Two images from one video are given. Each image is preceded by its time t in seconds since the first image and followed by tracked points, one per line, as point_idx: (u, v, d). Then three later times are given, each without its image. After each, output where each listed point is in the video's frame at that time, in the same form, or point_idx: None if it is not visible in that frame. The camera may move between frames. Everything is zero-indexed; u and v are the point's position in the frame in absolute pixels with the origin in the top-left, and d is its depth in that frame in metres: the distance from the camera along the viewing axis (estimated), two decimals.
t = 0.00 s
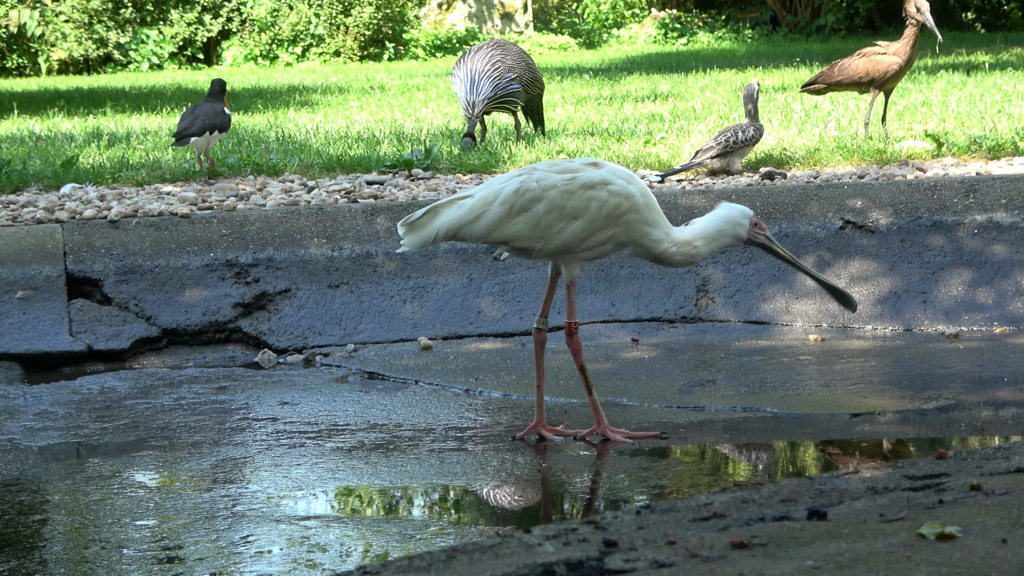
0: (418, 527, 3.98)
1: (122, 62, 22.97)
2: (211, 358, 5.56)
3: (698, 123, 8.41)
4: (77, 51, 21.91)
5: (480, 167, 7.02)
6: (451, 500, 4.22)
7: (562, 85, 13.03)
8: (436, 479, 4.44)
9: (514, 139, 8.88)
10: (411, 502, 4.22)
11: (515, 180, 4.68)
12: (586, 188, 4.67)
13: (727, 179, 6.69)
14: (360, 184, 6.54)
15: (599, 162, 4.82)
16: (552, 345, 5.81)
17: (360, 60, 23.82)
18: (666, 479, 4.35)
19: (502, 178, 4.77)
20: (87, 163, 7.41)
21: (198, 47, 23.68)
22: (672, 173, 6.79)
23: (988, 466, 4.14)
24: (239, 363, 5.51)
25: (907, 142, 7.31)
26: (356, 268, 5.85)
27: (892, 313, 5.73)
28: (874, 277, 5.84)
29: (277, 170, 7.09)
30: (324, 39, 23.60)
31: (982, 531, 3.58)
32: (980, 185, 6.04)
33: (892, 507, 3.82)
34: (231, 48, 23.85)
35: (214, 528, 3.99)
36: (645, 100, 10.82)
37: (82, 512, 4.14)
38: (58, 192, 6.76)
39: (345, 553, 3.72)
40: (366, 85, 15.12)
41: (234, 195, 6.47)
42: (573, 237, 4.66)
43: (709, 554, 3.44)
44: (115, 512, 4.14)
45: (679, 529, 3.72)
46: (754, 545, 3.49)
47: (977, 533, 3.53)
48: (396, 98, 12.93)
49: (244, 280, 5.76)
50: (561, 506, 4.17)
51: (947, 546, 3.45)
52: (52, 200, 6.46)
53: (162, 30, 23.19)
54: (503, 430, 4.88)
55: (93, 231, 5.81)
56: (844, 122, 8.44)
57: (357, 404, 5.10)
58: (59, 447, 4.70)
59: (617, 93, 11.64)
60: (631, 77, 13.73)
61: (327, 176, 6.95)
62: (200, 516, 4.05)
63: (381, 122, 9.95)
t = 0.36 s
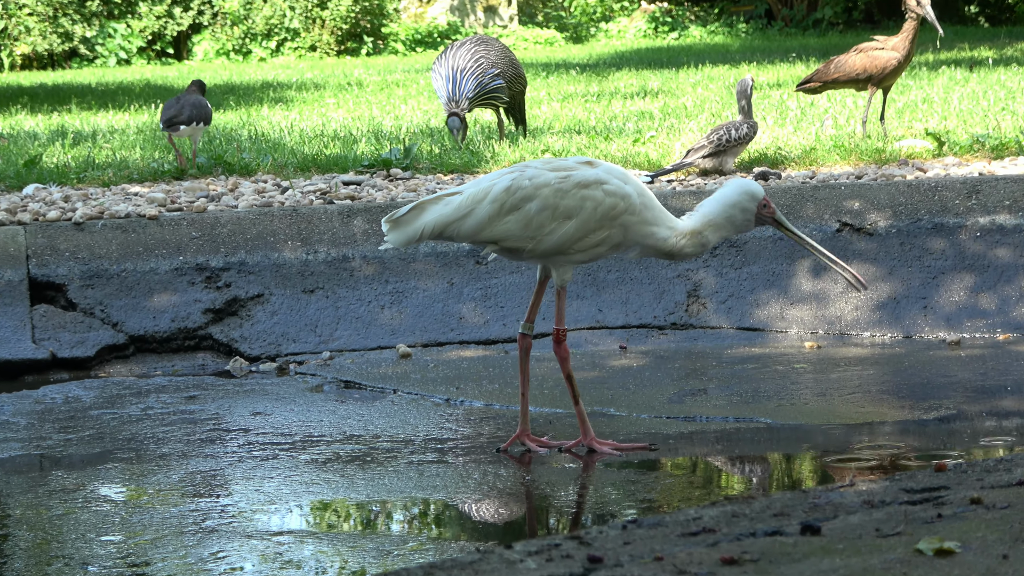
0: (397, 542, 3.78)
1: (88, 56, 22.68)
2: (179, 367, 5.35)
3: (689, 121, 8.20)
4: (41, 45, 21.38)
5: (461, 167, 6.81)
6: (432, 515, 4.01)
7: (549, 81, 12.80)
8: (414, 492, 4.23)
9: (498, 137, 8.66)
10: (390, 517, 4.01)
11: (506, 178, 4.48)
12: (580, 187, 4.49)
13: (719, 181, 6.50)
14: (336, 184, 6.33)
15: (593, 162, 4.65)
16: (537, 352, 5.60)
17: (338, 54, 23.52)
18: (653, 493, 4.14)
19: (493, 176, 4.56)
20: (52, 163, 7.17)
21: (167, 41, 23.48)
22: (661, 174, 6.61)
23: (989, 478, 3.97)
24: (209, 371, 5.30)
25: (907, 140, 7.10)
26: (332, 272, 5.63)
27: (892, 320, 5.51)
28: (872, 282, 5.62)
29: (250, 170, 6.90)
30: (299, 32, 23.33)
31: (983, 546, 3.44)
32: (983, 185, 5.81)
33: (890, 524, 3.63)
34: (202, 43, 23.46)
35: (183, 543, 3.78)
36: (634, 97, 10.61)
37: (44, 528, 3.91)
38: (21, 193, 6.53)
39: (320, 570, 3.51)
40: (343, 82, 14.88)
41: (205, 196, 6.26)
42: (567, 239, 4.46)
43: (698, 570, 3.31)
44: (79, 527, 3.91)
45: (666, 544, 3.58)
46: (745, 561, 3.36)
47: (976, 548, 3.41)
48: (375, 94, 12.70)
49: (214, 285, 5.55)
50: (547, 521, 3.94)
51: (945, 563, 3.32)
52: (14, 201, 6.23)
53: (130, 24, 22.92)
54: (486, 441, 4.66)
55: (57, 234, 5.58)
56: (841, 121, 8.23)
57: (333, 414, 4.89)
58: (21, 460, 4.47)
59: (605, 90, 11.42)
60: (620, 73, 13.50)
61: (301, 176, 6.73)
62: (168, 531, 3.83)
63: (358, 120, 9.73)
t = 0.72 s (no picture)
0: (376, 551, 3.61)
1: (55, 50, 21.83)
2: (151, 370, 5.19)
3: (678, 115, 8.03)
4: (6, 40, 20.62)
5: (442, 163, 6.65)
6: (413, 524, 3.84)
7: (534, 74, 12.61)
8: (394, 499, 4.06)
9: (481, 132, 8.48)
10: (370, 526, 3.84)
11: (503, 173, 4.32)
12: (580, 183, 4.33)
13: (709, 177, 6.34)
14: (313, 181, 6.21)
15: (595, 156, 4.48)
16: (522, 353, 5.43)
17: (312, 46, 23.21)
18: (641, 499, 3.98)
19: (491, 170, 4.41)
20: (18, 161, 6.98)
21: (137, 33, 22.88)
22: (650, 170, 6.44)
23: (988, 483, 3.83)
24: (181, 375, 5.13)
25: (904, 135, 6.94)
26: (309, 272, 5.47)
27: (888, 320, 5.34)
28: (868, 281, 5.44)
29: (223, 167, 6.75)
30: (274, 24, 22.96)
31: (982, 553, 3.30)
32: (982, 181, 5.68)
33: (886, 531, 3.49)
34: (174, 34, 22.97)
35: (155, 552, 3.61)
36: (621, 91, 10.44)
37: (10, 538, 3.74)
38: None
39: None
40: (320, 75, 14.65)
41: (177, 193, 6.13)
42: (566, 237, 4.32)
43: None
44: (46, 536, 3.74)
45: (654, 552, 3.43)
46: (736, 569, 3.22)
47: (975, 555, 3.28)
48: (353, 88, 12.51)
49: (187, 286, 5.38)
50: (532, 529, 3.77)
51: (944, 570, 3.18)
52: None
53: (98, 15, 22.20)
54: (470, 447, 4.49)
55: (23, 233, 5.46)
56: (836, 114, 8.06)
57: (310, 419, 4.72)
58: None
59: (591, 83, 11.27)
60: (606, 66, 13.32)
61: (276, 173, 6.59)
62: (139, 540, 3.67)
63: (335, 115, 9.57)
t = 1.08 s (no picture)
0: (364, 547, 3.61)
1: (40, 46, 21.74)
2: (137, 366, 5.18)
3: (665, 111, 8.04)
4: None
5: (428, 159, 6.65)
6: (400, 520, 3.83)
7: (519, 70, 12.59)
8: (381, 495, 4.05)
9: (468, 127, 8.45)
10: (357, 522, 3.83)
11: (509, 168, 4.33)
12: (585, 179, 4.33)
13: (696, 172, 6.35)
14: (299, 177, 6.21)
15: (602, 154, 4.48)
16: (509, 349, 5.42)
17: (298, 42, 23.12)
18: (627, 494, 3.98)
19: (497, 166, 4.42)
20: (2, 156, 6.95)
21: (123, 29, 22.73)
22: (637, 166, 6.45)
23: (977, 477, 3.83)
24: (167, 371, 5.12)
25: (892, 130, 6.95)
26: (295, 269, 5.46)
27: (875, 316, 5.33)
28: (855, 277, 5.43)
29: (209, 162, 6.74)
30: (260, 20, 22.88)
31: (971, 547, 3.31)
32: (969, 177, 5.69)
33: (873, 526, 3.50)
34: (159, 30, 22.92)
35: (142, 549, 3.60)
36: (608, 87, 10.45)
37: None
38: None
39: None
40: (305, 71, 14.63)
41: (162, 189, 6.14)
42: (570, 232, 4.33)
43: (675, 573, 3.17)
44: (32, 533, 3.73)
45: (642, 547, 3.44)
46: (725, 564, 3.23)
47: (963, 550, 3.29)
48: (339, 84, 12.49)
49: (173, 282, 5.37)
50: (519, 525, 3.76)
51: (934, 565, 3.18)
52: None
53: (83, 11, 21.94)
54: (457, 442, 4.48)
55: (8, 229, 5.45)
56: (822, 110, 8.07)
57: (296, 415, 4.71)
58: None
59: (578, 79, 11.27)
60: (592, 62, 13.31)
61: (262, 168, 6.59)
62: (126, 536, 3.66)
63: (321, 110, 9.56)
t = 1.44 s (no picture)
0: (350, 542, 3.61)
1: (27, 40, 21.64)
2: (123, 361, 5.18)
3: (653, 106, 8.04)
4: None
5: (415, 154, 6.65)
6: (387, 515, 3.83)
7: (506, 66, 12.58)
8: (367, 490, 4.05)
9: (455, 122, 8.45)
10: (343, 517, 3.82)
11: (546, 164, 4.27)
12: (623, 183, 4.22)
13: (683, 168, 6.33)
14: (285, 172, 6.20)
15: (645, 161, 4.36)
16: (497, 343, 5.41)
17: (285, 38, 23.06)
18: (612, 489, 3.98)
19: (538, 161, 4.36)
20: None
21: (110, 24, 22.64)
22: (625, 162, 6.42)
23: (962, 473, 3.84)
24: (154, 366, 5.13)
25: (878, 127, 6.95)
26: (281, 263, 5.45)
27: (862, 312, 5.34)
28: (841, 272, 5.44)
29: (196, 157, 6.73)
30: (248, 15, 22.82)
31: (957, 542, 3.32)
32: (955, 173, 5.68)
33: (859, 522, 3.51)
34: (146, 25, 22.77)
35: (127, 543, 3.60)
36: (595, 82, 10.44)
37: None
38: None
39: (269, 572, 3.34)
40: (291, 67, 14.60)
41: (149, 183, 6.13)
42: (600, 235, 4.22)
43: (661, 567, 3.18)
44: (17, 528, 3.72)
45: (628, 542, 3.44)
46: (710, 559, 3.23)
47: (949, 545, 3.29)
48: (325, 80, 12.48)
49: (159, 277, 5.36)
50: (505, 520, 3.76)
51: (919, 560, 3.19)
52: None
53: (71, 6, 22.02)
54: (443, 437, 4.48)
55: None
56: (810, 106, 8.08)
57: (283, 410, 4.71)
58: None
59: (565, 75, 11.27)
60: (579, 57, 13.30)
61: (249, 163, 6.59)
62: (112, 530, 3.65)
63: (309, 106, 9.56)
